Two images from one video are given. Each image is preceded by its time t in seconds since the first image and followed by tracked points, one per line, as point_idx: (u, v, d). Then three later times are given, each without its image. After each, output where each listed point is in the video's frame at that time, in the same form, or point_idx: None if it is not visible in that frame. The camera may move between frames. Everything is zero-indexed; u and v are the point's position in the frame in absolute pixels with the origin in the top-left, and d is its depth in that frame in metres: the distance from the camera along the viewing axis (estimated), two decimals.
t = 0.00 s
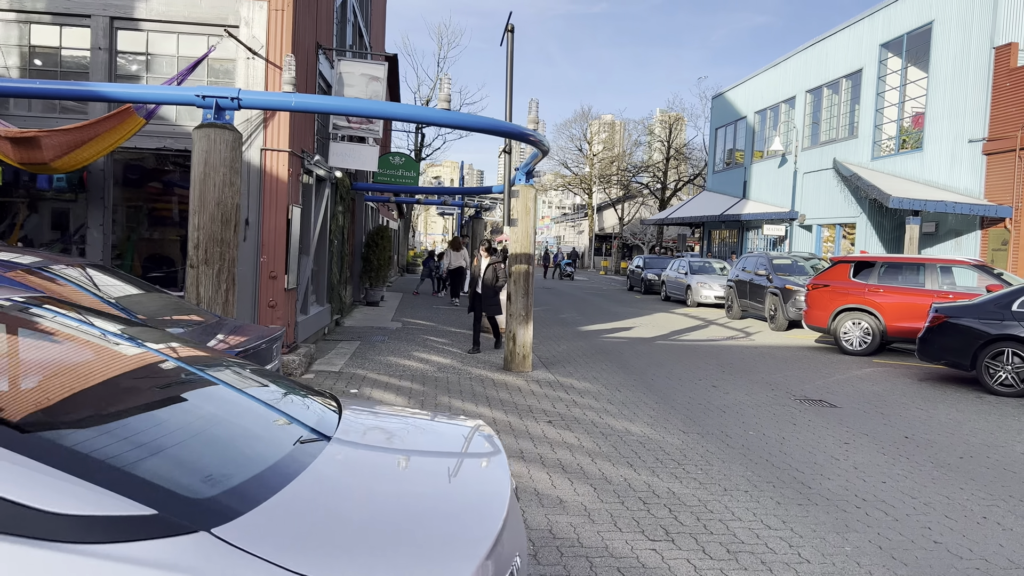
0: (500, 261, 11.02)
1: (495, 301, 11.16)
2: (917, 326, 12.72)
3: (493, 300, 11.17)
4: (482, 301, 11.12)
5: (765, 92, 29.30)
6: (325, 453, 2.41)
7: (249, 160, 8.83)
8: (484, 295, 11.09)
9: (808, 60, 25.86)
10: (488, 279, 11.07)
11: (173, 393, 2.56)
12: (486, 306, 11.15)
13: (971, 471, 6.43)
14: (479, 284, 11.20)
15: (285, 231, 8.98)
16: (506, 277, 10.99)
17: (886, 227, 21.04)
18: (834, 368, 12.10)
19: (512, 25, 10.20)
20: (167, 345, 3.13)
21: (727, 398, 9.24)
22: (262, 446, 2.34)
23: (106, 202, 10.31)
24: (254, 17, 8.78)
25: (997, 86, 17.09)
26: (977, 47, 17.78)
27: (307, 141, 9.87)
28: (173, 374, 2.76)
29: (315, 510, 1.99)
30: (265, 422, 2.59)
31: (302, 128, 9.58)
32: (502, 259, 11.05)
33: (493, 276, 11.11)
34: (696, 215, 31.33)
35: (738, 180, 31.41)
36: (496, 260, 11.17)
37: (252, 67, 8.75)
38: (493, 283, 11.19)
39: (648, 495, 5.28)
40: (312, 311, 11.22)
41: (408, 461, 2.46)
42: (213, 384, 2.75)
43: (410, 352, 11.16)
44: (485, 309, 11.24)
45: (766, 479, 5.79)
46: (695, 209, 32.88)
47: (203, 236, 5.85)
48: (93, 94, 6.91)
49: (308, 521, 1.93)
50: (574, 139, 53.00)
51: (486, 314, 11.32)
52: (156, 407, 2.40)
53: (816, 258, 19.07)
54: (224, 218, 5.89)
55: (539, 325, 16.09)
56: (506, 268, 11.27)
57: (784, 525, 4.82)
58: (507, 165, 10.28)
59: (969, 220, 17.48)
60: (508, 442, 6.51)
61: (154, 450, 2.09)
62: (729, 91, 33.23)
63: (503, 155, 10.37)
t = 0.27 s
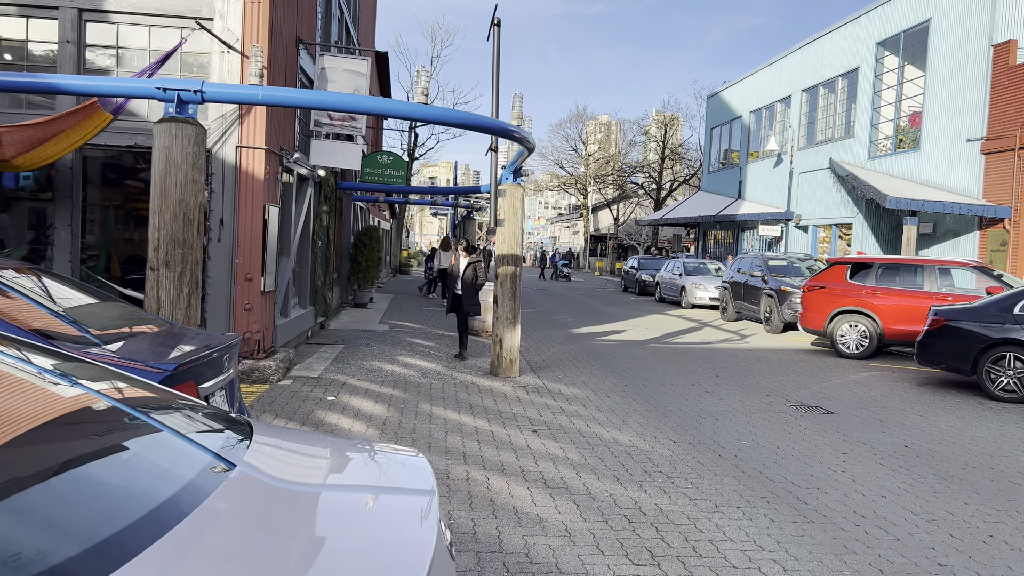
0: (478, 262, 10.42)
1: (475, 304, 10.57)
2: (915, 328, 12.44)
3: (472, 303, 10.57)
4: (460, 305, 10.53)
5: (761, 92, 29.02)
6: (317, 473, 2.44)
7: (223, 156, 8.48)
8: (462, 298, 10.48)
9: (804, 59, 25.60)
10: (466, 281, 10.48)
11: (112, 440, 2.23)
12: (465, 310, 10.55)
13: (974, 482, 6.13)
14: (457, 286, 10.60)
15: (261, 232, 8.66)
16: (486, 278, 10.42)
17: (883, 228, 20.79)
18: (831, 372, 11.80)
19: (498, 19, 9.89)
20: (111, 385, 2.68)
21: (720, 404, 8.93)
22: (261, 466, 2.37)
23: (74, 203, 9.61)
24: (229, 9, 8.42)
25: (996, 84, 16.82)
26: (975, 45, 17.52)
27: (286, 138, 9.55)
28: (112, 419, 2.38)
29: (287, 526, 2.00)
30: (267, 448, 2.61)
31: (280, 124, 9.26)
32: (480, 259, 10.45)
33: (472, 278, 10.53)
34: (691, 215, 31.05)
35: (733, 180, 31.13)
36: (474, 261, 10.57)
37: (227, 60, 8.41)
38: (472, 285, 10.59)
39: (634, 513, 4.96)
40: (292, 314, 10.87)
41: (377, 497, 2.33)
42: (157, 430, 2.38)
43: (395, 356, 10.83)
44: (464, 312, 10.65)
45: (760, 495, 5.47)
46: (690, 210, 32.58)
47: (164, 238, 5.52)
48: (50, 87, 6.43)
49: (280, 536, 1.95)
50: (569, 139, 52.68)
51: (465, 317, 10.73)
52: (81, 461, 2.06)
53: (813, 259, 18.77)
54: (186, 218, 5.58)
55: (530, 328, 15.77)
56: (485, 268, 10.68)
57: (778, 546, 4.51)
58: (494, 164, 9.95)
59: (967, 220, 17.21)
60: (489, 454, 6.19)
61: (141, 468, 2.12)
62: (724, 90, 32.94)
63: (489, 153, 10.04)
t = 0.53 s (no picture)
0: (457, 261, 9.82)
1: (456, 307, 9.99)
2: (916, 329, 12.13)
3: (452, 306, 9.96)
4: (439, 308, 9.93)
5: (758, 89, 28.71)
6: (291, 501, 2.20)
7: (200, 150, 8.14)
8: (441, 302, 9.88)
9: (802, 56, 25.30)
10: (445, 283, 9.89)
11: (50, 483, 1.97)
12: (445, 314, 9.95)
13: (984, 491, 5.82)
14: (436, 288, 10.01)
15: (241, 228, 8.34)
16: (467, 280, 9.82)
17: (883, 227, 20.54)
18: (831, 373, 11.49)
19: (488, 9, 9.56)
20: (51, 420, 2.36)
21: (717, 407, 8.60)
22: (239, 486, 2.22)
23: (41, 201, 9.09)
24: None
25: (998, 80, 16.55)
26: (976, 40, 17.24)
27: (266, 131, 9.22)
28: (48, 457, 2.11)
29: (252, 557, 1.81)
30: (254, 468, 2.48)
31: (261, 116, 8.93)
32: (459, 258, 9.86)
33: (452, 278, 9.93)
34: (688, 214, 30.74)
35: (730, 179, 30.82)
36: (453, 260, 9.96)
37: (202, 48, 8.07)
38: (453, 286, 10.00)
39: (625, 526, 4.63)
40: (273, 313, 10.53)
41: (346, 528, 2.09)
42: (102, 468, 2.12)
43: (382, 357, 10.49)
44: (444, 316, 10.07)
45: (758, 506, 5.15)
46: (687, 209, 32.25)
47: (125, 232, 5.18)
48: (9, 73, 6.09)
49: None
50: (566, 138, 52.33)
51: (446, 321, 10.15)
52: (18, 507, 1.84)
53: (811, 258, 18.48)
54: (149, 212, 5.26)
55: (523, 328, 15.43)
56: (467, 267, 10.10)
57: (779, 564, 4.18)
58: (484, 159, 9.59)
59: (968, 219, 16.91)
60: (474, 461, 5.85)
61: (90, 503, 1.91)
62: (721, 88, 32.63)
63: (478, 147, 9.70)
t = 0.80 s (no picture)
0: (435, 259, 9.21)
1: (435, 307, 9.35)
2: (917, 332, 11.84)
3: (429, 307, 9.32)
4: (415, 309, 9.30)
5: (756, 88, 28.40)
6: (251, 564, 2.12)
7: (176, 148, 7.84)
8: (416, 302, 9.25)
9: (800, 55, 25.00)
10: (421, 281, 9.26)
11: None
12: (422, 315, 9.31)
13: (993, 507, 5.52)
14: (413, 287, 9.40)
15: (218, 229, 8.04)
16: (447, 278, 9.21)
17: (882, 227, 20.30)
18: (830, 377, 11.20)
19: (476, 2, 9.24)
20: None
21: (713, 415, 8.30)
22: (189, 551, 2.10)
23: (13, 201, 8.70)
24: None
25: (1000, 78, 16.28)
26: (977, 38, 16.97)
27: (246, 128, 8.91)
28: None
29: None
30: (215, 533, 2.29)
31: (240, 112, 8.63)
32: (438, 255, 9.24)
33: (430, 276, 9.32)
34: (686, 214, 30.43)
35: (728, 179, 30.52)
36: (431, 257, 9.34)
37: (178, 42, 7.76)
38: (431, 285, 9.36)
39: (613, 549, 4.32)
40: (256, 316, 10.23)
41: None
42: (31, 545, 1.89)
43: (368, 362, 10.17)
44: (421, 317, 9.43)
45: (755, 525, 4.84)
46: (684, 209, 31.95)
47: (80, 232, 4.86)
48: None
49: None
50: (563, 138, 52.01)
51: (424, 323, 9.53)
52: None
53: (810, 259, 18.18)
54: (107, 212, 4.94)
55: (516, 331, 15.12)
56: (447, 266, 9.49)
57: None
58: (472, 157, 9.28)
59: (970, 220, 16.63)
60: (456, 476, 5.54)
61: None
62: (719, 87, 32.32)
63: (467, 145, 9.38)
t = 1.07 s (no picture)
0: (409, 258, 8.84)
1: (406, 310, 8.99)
2: (920, 331, 11.51)
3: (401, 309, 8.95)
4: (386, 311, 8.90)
5: (756, 84, 28.04)
6: None
7: (150, 138, 7.50)
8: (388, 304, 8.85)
9: (800, 51, 24.66)
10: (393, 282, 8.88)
11: None
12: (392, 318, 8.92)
13: (1007, 517, 5.19)
14: (384, 288, 8.99)
15: (194, 224, 7.71)
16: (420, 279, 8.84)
17: (883, 225, 20.06)
18: (830, 377, 10.88)
19: None
20: None
21: (710, 417, 7.97)
22: None
23: None
24: None
25: (1004, 72, 15.97)
26: (980, 31, 16.66)
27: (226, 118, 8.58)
28: None
29: None
30: None
31: (219, 102, 8.30)
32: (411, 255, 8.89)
33: (403, 278, 8.97)
34: (684, 213, 30.10)
35: (727, 177, 30.18)
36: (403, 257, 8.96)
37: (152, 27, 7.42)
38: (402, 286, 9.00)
39: (599, 565, 3.99)
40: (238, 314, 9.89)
41: None
42: None
43: (354, 362, 9.84)
44: (391, 320, 9.02)
45: (754, 538, 4.51)
46: (683, 208, 31.62)
47: (32, 223, 4.53)
48: None
49: None
50: (562, 136, 51.67)
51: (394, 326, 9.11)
52: None
53: (810, 257, 17.86)
54: (61, 201, 4.61)
55: (510, 330, 14.80)
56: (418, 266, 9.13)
57: None
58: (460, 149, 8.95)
59: (973, 217, 16.31)
60: (435, 484, 5.21)
61: None
62: (718, 85, 31.97)
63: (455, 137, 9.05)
